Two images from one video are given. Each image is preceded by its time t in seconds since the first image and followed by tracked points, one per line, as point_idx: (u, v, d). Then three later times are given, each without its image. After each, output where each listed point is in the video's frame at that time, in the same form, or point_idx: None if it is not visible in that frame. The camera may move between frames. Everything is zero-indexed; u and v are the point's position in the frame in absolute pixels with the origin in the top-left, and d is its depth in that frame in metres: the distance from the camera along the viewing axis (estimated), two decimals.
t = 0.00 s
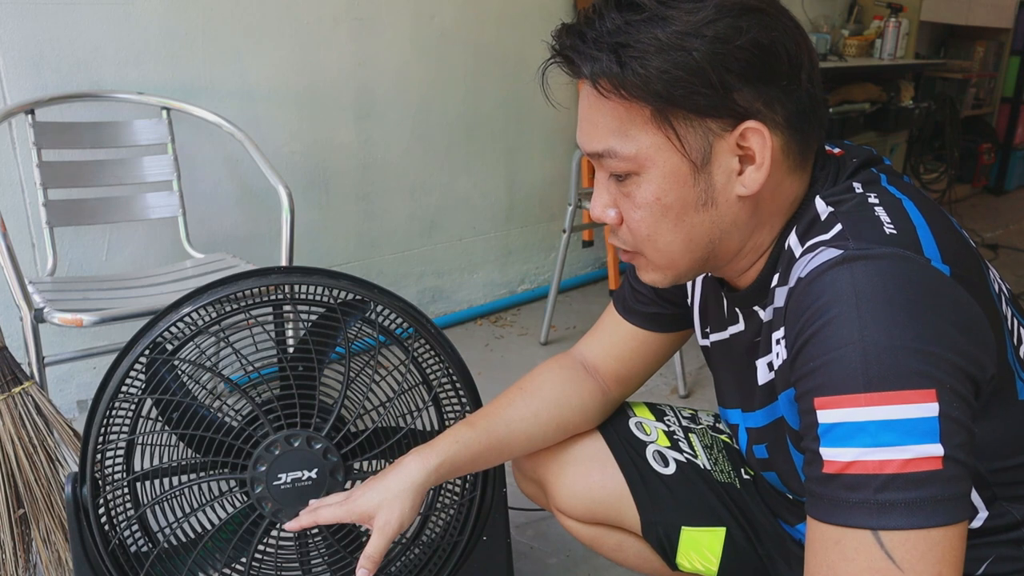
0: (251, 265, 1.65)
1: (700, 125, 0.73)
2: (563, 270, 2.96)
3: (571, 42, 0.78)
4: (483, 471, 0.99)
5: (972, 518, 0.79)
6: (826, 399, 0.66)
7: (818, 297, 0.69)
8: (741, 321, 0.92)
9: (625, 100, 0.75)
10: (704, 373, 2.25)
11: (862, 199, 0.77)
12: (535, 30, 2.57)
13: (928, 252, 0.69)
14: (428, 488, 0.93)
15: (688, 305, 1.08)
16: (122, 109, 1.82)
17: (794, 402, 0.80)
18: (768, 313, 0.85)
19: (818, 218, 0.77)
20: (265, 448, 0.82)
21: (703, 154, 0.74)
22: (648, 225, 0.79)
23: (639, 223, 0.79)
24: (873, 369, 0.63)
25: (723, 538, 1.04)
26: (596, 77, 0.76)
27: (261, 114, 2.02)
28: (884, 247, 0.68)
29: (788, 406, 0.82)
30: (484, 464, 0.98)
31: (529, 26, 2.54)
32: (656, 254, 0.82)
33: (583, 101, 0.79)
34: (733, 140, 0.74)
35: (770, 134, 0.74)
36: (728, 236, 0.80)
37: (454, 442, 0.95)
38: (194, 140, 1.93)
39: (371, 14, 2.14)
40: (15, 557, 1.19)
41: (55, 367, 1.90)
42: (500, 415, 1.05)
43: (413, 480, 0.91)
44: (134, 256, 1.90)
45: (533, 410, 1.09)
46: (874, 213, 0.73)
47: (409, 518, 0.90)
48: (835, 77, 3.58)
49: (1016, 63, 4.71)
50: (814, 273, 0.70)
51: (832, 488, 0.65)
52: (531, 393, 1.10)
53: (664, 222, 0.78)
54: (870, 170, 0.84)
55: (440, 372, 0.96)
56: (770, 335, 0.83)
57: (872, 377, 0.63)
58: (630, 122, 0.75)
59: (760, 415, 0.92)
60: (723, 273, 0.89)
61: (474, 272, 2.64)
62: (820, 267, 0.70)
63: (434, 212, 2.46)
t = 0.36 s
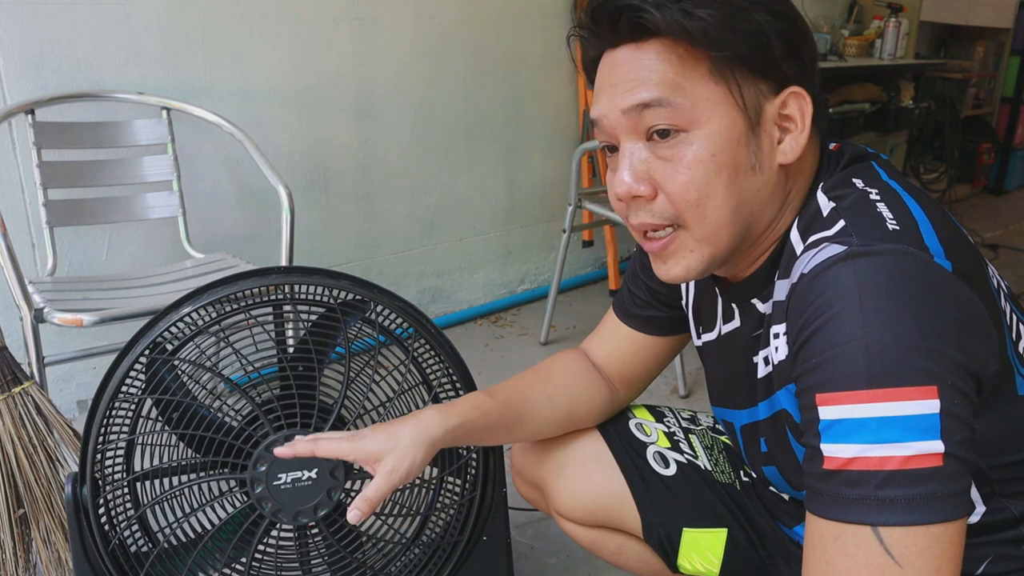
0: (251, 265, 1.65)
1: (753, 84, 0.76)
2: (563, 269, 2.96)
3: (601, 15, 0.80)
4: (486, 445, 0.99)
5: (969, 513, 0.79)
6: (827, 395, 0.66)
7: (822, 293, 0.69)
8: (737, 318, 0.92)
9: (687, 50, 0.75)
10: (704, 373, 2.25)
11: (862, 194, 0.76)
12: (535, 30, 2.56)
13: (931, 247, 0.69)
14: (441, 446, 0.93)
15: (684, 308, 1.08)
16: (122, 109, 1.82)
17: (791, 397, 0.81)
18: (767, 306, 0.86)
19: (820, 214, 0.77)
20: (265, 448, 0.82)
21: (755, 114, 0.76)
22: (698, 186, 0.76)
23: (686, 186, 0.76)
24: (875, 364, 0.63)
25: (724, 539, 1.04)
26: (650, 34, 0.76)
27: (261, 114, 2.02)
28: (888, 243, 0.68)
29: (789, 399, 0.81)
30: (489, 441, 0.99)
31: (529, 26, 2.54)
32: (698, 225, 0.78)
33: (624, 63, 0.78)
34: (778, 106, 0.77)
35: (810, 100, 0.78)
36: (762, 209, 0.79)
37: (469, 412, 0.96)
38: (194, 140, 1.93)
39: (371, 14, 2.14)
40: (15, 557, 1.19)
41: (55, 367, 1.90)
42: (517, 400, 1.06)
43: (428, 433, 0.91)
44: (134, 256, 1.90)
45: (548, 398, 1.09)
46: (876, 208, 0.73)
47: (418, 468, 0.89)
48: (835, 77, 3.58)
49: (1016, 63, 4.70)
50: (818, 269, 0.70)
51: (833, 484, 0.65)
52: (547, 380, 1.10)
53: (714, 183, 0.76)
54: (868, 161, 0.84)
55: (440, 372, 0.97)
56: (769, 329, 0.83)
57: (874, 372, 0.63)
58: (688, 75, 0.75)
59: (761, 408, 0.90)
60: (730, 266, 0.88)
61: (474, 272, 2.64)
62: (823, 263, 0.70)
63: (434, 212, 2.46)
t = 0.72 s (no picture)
0: (252, 265, 1.65)
1: (760, 74, 0.79)
2: (563, 269, 2.96)
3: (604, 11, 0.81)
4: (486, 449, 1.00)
5: (970, 510, 0.80)
6: (828, 390, 0.66)
7: (821, 289, 0.68)
8: (737, 313, 0.92)
9: (700, 39, 0.77)
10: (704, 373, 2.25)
11: (860, 191, 0.76)
12: (535, 30, 2.56)
13: (930, 244, 0.69)
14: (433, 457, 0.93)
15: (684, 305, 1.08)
16: (122, 109, 1.82)
17: (794, 393, 0.81)
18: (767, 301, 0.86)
19: (819, 211, 0.76)
20: (265, 448, 0.82)
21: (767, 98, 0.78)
22: (731, 166, 0.75)
23: (718, 167, 0.75)
24: (875, 359, 0.63)
25: (723, 538, 1.04)
26: (660, 28, 0.78)
27: (261, 114, 2.02)
28: (888, 240, 0.67)
29: (789, 395, 0.83)
30: (485, 445, 0.98)
31: (529, 26, 2.54)
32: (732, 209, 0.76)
33: (637, 57, 0.79)
34: (780, 95, 0.81)
35: (807, 88, 0.82)
36: (781, 195, 0.80)
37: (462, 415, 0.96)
38: (194, 140, 1.93)
39: (371, 14, 2.14)
40: (15, 557, 1.19)
41: (54, 367, 1.90)
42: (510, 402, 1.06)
43: (421, 445, 0.91)
44: (134, 256, 1.90)
45: (543, 398, 1.09)
46: (874, 206, 0.73)
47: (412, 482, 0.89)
48: (835, 77, 3.58)
49: (1016, 63, 4.69)
50: (817, 266, 0.70)
51: (833, 479, 0.65)
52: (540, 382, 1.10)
53: (745, 163, 0.76)
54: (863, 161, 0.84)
55: (440, 373, 0.97)
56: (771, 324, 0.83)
57: (873, 367, 0.63)
58: (706, 60, 0.76)
59: (764, 403, 0.89)
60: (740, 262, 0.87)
61: (474, 272, 2.64)
62: (822, 260, 0.70)
63: (434, 212, 2.46)
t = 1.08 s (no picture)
0: (251, 265, 1.65)
1: (749, 77, 0.80)
2: (563, 270, 2.96)
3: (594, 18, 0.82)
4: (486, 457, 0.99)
5: (966, 508, 0.80)
6: (818, 391, 0.66)
7: (812, 291, 0.69)
8: (731, 314, 0.92)
9: (690, 43, 0.78)
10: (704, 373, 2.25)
11: (849, 192, 0.76)
12: (535, 30, 2.56)
13: (920, 244, 0.69)
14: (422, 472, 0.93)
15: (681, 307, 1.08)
16: (122, 109, 1.82)
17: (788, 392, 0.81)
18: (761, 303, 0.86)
19: (810, 213, 0.76)
20: (265, 448, 0.82)
21: (757, 100, 0.80)
22: (727, 167, 0.76)
23: (714, 171, 0.76)
24: (864, 360, 0.63)
25: (721, 538, 1.05)
26: (650, 33, 0.79)
27: (261, 114, 2.02)
28: (877, 241, 0.68)
29: (783, 395, 0.83)
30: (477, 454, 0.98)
31: (529, 26, 2.54)
32: (729, 212, 0.76)
33: (630, 62, 0.79)
34: (769, 97, 0.82)
35: (795, 91, 0.84)
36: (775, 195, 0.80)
37: (451, 426, 0.95)
38: (194, 140, 1.93)
39: (371, 14, 2.14)
40: (15, 557, 1.19)
41: (55, 367, 1.90)
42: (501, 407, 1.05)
43: (408, 462, 0.90)
44: (134, 256, 1.90)
45: (532, 404, 1.09)
46: (864, 207, 0.73)
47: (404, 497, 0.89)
48: (836, 77, 3.58)
49: (1016, 63, 4.68)
50: (807, 268, 0.70)
51: (824, 479, 0.65)
52: (530, 386, 1.10)
53: (741, 163, 0.76)
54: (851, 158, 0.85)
55: (440, 372, 0.96)
56: (764, 325, 0.83)
57: (863, 368, 0.63)
58: (698, 63, 0.77)
59: (758, 405, 0.90)
60: (733, 267, 0.87)
61: (474, 272, 2.64)
62: (812, 261, 0.70)
63: (434, 212, 2.46)
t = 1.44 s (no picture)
0: (251, 265, 1.65)
1: (748, 70, 0.80)
2: (563, 270, 2.96)
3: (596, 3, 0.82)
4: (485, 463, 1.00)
5: (962, 506, 0.80)
6: (814, 389, 0.66)
7: (806, 288, 0.69)
8: (724, 313, 0.92)
9: (690, 33, 0.78)
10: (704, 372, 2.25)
11: (842, 189, 0.76)
12: (535, 30, 2.56)
13: (913, 240, 0.69)
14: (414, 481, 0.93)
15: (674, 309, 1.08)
16: (122, 109, 1.82)
17: (781, 391, 0.81)
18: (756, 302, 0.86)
19: (803, 209, 0.76)
20: (265, 448, 0.82)
21: (755, 94, 0.80)
22: (723, 158, 0.75)
23: (709, 160, 0.75)
24: (859, 358, 0.63)
25: (718, 539, 1.04)
26: (649, 21, 0.79)
27: (261, 114, 2.02)
28: (870, 238, 0.68)
29: (777, 393, 0.83)
30: (472, 462, 0.98)
31: (529, 26, 2.54)
32: (720, 204, 0.76)
33: (629, 49, 0.79)
34: (768, 93, 0.82)
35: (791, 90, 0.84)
36: (771, 191, 0.80)
37: (441, 435, 0.95)
38: (194, 140, 1.93)
39: (371, 14, 2.14)
40: (15, 557, 1.19)
41: (55, 367, 1.90)
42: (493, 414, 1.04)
43: (398, 472, 0.91)
44: (134, 256, 1.90)
45: (523, 410, 1.08)
46: (857, 203, 0.73)
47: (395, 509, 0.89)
48: (836, 77, 3.59)
49: (1016, 63, 4.66)
50: (801, 265, 0.70)
51: (820, 477, 0.65)
52: (520, 394, 1.10)
53: (737, 155, 0.76)
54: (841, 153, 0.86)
55: (440, 372, 0.96)
56: (758, 325, 0.83)
57: (858, 366, 0.63)
58: (697, 54, 0.77)
59: (753, 403, 0.89)
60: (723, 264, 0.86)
61: (474, 272, 2.64)
62: (806, 258, 0.70)
63: (434, 212, 2.46)
